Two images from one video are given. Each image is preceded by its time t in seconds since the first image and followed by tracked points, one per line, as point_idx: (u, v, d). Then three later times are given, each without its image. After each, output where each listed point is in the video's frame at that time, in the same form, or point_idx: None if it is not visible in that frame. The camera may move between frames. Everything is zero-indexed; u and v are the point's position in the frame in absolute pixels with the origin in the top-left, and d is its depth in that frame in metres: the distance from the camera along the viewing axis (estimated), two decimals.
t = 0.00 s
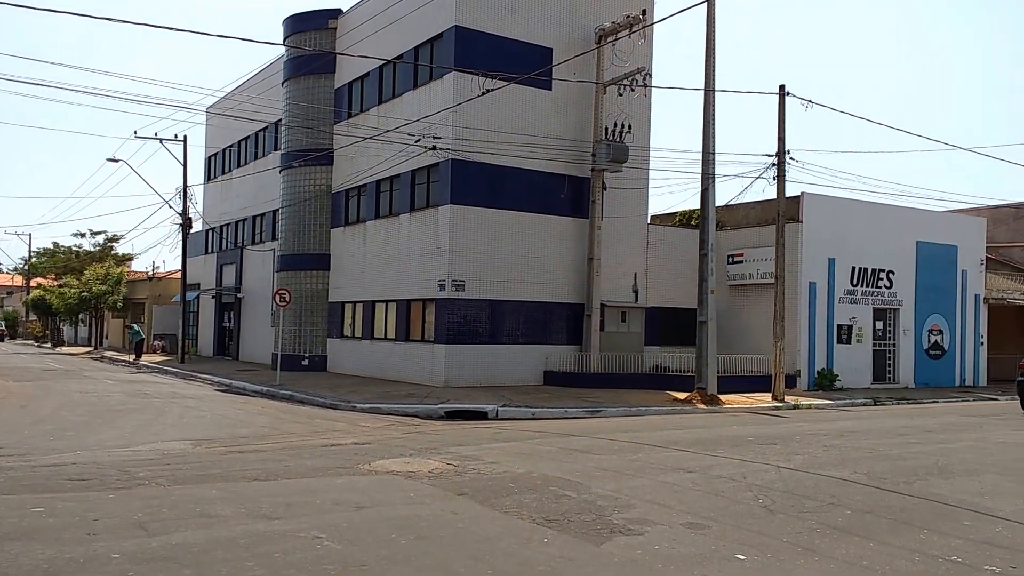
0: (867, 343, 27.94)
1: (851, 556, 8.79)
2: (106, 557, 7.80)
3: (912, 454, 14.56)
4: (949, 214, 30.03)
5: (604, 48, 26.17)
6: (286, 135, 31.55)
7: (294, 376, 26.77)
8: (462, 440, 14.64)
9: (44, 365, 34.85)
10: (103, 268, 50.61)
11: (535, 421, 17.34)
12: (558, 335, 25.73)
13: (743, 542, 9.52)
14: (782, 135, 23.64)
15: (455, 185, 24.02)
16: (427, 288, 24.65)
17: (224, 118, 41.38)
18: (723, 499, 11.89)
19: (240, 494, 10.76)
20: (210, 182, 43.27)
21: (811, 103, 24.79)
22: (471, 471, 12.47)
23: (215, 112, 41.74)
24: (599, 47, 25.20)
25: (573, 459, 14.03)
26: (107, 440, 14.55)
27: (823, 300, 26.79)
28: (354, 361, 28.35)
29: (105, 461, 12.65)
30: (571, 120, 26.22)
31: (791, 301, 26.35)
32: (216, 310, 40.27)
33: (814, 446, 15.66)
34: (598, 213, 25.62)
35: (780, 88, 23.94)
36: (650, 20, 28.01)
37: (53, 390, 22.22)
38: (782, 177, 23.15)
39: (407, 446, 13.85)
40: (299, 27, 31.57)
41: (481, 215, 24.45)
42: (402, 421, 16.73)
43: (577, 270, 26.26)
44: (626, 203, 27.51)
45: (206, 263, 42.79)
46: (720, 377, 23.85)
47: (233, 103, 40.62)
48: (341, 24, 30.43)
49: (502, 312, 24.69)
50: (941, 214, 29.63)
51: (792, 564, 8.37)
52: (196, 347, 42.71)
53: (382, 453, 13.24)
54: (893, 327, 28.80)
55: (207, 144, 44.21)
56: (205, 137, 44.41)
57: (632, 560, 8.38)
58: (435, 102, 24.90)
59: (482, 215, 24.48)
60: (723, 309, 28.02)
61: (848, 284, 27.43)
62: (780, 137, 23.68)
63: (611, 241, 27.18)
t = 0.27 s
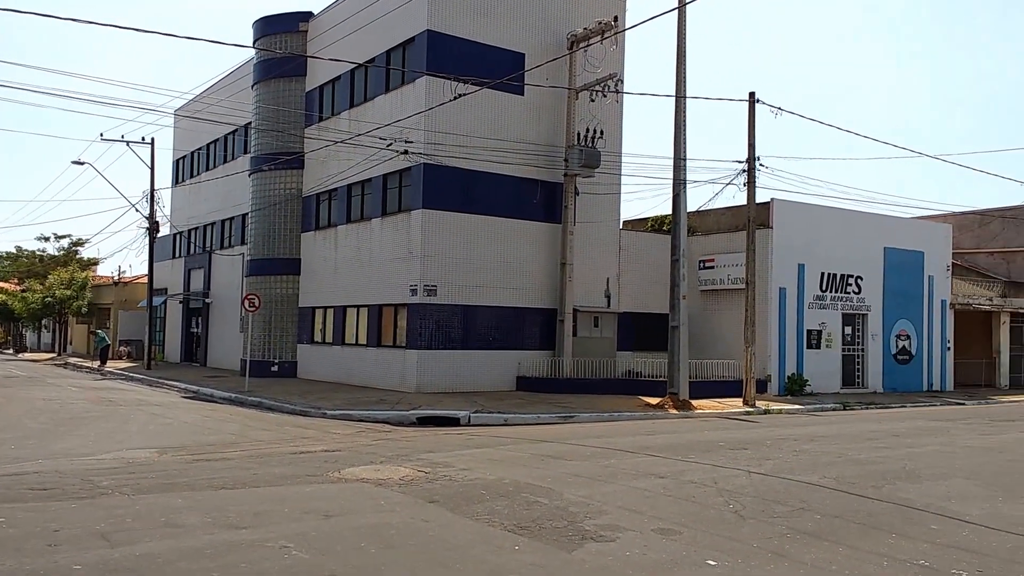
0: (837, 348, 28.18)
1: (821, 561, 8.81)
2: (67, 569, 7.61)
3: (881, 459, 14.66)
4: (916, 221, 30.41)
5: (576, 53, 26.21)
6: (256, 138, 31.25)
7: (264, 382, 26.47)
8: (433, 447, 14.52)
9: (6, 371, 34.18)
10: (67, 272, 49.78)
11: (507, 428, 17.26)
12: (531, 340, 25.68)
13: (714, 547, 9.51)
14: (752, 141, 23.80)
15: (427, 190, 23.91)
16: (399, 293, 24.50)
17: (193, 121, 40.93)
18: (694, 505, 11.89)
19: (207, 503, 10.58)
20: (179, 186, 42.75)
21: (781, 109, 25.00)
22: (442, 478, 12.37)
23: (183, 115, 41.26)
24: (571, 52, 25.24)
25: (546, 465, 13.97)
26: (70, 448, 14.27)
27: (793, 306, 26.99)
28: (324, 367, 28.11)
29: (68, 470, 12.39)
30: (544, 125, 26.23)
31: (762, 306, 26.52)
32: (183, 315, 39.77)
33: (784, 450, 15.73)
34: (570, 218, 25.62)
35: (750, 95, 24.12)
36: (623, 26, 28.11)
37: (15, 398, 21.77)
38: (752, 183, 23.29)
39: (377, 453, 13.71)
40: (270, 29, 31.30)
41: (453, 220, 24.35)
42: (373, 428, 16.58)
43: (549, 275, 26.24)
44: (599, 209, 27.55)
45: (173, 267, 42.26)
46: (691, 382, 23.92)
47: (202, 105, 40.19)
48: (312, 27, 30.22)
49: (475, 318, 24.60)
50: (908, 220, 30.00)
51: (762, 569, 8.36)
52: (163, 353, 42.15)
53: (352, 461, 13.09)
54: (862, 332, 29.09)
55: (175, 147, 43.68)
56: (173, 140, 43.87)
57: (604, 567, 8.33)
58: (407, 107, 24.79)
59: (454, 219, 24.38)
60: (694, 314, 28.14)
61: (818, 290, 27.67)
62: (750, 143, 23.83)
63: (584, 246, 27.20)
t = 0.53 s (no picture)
0: (806, 353, 28.40)
1: (791, 566, 8.82)
2: None
3: (850, 463, 14.76)
4: (883, 227, 30.78)
5: (548, 59, 26.24)
6: (226, 142, 30.92)
7: (232, 389, 26.15)
8: (404, 454, 14.40)
9: None
10: (30, 277, 48.89)
11: (479, 434, 17.17)
12: (503, 346, 25.61)
13: (685, 553, 9.50)
14: (723, 147, 23.94)
15: (399, 195, 23.78)
16: (370, 298, 24.32)
17: (160, 124, 40.43)
18: (666, 511, 11.88)
19: (173, 513, 10.39)
20: (146, 189, 42.19)
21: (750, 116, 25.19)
22: (413, 486, 12.25)
23: (151, 117, 40.74)
24: (543, 58, 25.25)
25: (517, 472, 13.90)
26: (31, 458, 13.96)
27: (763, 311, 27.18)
28: (295, 373, 27.83)
29: (29, 480, 12.12)
30: (516, 131, 26.21)
31: (733, 312, 26.67)
32: (150, 320, 39.22)
33: (755, 456, 15.79)
34: (542, 224, 25.60)
35: (721, 102, 24.27)
36: (594, 32, 28.18)
37: None
38: (723, 189, 23.42)
39: (347, 461, 13.56)
40: (239, 31, 31.01)
41: (425, 225, 24.23)
42: (343, 435, 16.41)
43: (522, 280, 26.20)
44: (571, 214, 27.56)
45: (140, 272, 41.68)
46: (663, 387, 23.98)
47: (170, 108, 39.71)
48: (283, 30, 29.98)
49: (447, 323, 24.49)
50: (876, 226, 30.35)
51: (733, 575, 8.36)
52: (129, 359, 41.51)
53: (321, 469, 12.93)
54: (832, 338, 29.36)
55: (142, 150, 43.11)
56: (140, 143, 43.30)
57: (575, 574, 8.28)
58: (379, 111, 24.64)
59: (426, 224, 24.26)
60: (666, 319, 28.23)
61: (788, 295, 27.89)
62: (721, 150, 23.98)
63: (556, 251, 27.19)
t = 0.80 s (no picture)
0: (776, 358, 28.60)
1: (760, 572, 8.82)
2: None
3: (820, 468, 14.85)
4: (852, 234, 31.11)
5: (521, 65, 26.23)
6: (194, 145, 30.56)
7: (200, 396, 25.81)
8: (374, 462, 14.26)
9: None
10: None
11: (450, 440, 17.07)
12: (475, 351, 25.51)
13: (656, 560, 9.47)
14: (694, 153, 24.05)
15: (370, 199, 23.62)
16: (341, 304, 24.13)
17: (127, 127, 39.91)
18: (637, 517, 11.85)
19: (136, 523, 10.18)
20: (112, 193, 41.59)
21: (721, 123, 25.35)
22: (383, 494, 12.13)
23: (117, 120, 40.18)
24: (515, 63, 25.25)
25: (488, 478, 13.81)
26: None
27: (734, 316, 27.33)
28: (263, 379, 27.54)
29: None
30: (488, 136, 26.16)
31: (704, 317, 26.80)
32: (115, 326, 38.64)
33: (726, 461, 15.83)
34: (514, 229, 25.56)
35: (691, 108, 24.41)
36: (566, 38, 28.22)
37: None
38: (694, 195, 23.53)
39: (316, 468, 13.39)
40: (208, 34, 30.70)
41: (397, 230, 24.09)
42: (313, 443, 16.23)
43: (494, 285, 26.12)
44: (543, 219, 27.55)
45: (105, 276, 41.06)
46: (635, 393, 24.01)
47: (137, 110, 39.19)
48: (253, 33, 29.72)
49: (418, 329, 24.35)
50: (845, 232, 30.66)
51: None
52: (94, 365, 40.86)
53: (290, 477, 12.76)
54: (801, 343, 29.57)
55: (109, 153, 42.50)
56: (107, 145, 42.69)
57: None
58: (350, 114, 24.49)
59: (398, 229, 24.12)
60: (638, 325, 28.29)
61: (758, 301, 28.08)
62: (692, 156, 24.09)
63: (528, 257, 27.15)
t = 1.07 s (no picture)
0: (747, 363, 28.77)
1: None
2: None
3: (789, 473, 14.92)
4: (820, 240, 31.42)
5: (492, 70, 26.21)
6: (161, 148, 30.20)
7: (166, 403, 25.45)
8: (343, 469, 14.11)
9: None
10: None
11: (421, 447, 16.96)
12: (446, 357, 25.40)
13: (625, 566, 9.45)
14: (664, 159, 24.16)
15: (341, 204, 23.47)
16: (311, 309, 23.93)
17: (94, 130, 39.36)
18: (608, 523, 11.83)
19: (99, 532, 9.99)
20: (77, 197, 41.00)
21: (691, 130, 25.50)
22: (352, 501, 12.00)
23: (83, 123, 39.64)
24: (487, 68, 25.23)
25: (459, 485, 13.72)
26: None
27: (705, 322, 27.47)
28: (231, 386, 27.23)
29: None
30: (459, 141, 26.11)
31: (675, 323, 26.91)
32: (80, 332, 38.04)
33: (696, 466, 15.86)
34: (486, 234, 25.51)
35: (662, 115, 24.54)
36: (538, 44, 28.26)
37: None
38: (664, 201, 23.61)
39: (284, 476, 13.23)
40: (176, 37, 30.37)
41: (367, 235, 23.94)
42: (281, 450, 16.05)
43: (465, 290, 26.04)
44: (515, 225, 27.53)
45: (70, 281, 40.44)
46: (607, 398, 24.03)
47: (103, 113, 38.67)
48: (222, 36, 29.45)
49: (389, 335, 24.20)
50: (813, 239, 30.95)
51: None
52: (58, 371, 40.19)
53: (257, 485, 12.59)
54: (771, 349, 29.77)
55: (74, 156, 41.90)
56: (72, 149, 42.09)
57: None
58: (320, 118, 24.33)
59: (369, 234, 23.98)
60: (609, 330, 28.34)
61: (728, 306, 28.24)
62: (662, 162, 24.20)
63: (500, 262, 27.10)
